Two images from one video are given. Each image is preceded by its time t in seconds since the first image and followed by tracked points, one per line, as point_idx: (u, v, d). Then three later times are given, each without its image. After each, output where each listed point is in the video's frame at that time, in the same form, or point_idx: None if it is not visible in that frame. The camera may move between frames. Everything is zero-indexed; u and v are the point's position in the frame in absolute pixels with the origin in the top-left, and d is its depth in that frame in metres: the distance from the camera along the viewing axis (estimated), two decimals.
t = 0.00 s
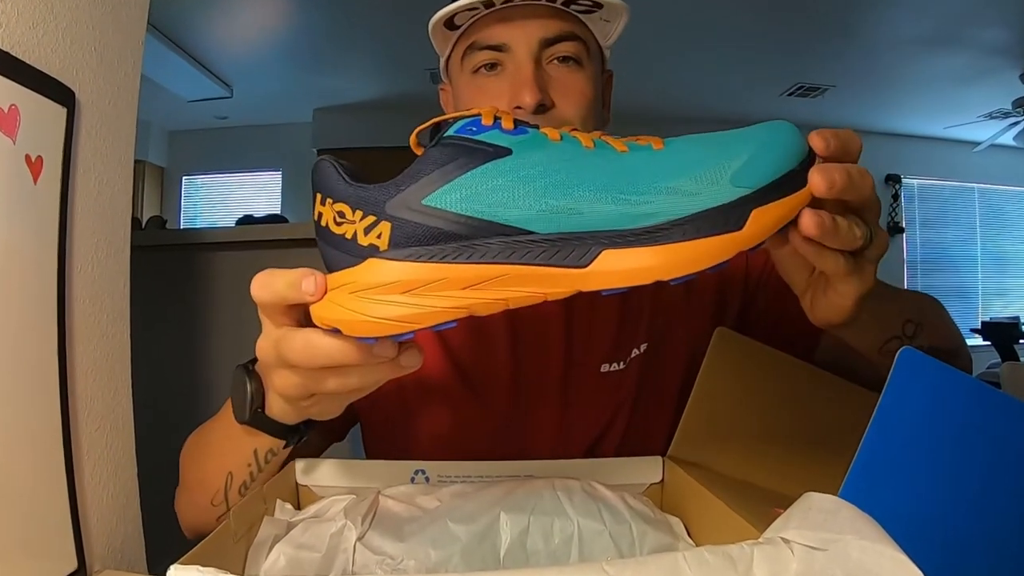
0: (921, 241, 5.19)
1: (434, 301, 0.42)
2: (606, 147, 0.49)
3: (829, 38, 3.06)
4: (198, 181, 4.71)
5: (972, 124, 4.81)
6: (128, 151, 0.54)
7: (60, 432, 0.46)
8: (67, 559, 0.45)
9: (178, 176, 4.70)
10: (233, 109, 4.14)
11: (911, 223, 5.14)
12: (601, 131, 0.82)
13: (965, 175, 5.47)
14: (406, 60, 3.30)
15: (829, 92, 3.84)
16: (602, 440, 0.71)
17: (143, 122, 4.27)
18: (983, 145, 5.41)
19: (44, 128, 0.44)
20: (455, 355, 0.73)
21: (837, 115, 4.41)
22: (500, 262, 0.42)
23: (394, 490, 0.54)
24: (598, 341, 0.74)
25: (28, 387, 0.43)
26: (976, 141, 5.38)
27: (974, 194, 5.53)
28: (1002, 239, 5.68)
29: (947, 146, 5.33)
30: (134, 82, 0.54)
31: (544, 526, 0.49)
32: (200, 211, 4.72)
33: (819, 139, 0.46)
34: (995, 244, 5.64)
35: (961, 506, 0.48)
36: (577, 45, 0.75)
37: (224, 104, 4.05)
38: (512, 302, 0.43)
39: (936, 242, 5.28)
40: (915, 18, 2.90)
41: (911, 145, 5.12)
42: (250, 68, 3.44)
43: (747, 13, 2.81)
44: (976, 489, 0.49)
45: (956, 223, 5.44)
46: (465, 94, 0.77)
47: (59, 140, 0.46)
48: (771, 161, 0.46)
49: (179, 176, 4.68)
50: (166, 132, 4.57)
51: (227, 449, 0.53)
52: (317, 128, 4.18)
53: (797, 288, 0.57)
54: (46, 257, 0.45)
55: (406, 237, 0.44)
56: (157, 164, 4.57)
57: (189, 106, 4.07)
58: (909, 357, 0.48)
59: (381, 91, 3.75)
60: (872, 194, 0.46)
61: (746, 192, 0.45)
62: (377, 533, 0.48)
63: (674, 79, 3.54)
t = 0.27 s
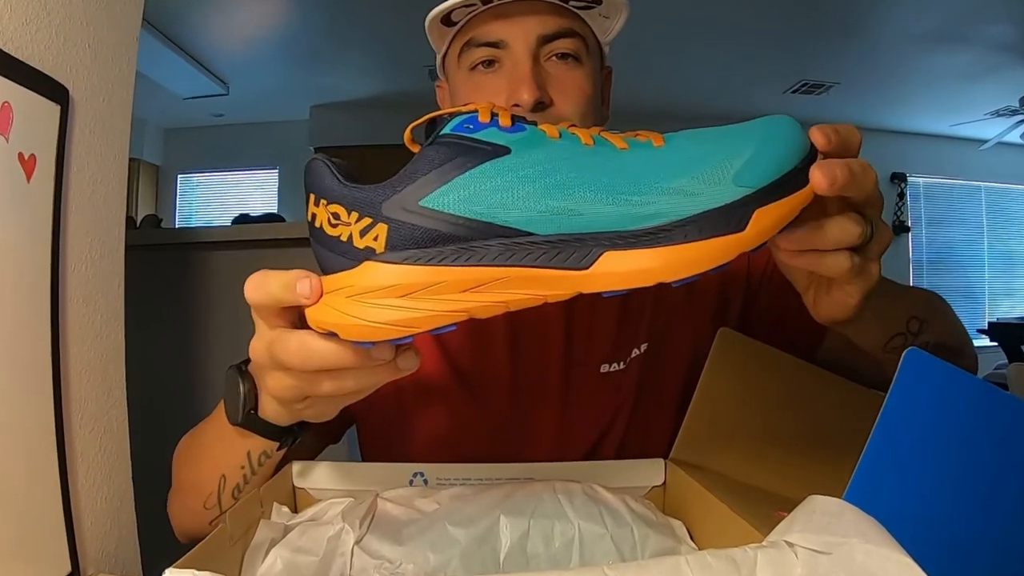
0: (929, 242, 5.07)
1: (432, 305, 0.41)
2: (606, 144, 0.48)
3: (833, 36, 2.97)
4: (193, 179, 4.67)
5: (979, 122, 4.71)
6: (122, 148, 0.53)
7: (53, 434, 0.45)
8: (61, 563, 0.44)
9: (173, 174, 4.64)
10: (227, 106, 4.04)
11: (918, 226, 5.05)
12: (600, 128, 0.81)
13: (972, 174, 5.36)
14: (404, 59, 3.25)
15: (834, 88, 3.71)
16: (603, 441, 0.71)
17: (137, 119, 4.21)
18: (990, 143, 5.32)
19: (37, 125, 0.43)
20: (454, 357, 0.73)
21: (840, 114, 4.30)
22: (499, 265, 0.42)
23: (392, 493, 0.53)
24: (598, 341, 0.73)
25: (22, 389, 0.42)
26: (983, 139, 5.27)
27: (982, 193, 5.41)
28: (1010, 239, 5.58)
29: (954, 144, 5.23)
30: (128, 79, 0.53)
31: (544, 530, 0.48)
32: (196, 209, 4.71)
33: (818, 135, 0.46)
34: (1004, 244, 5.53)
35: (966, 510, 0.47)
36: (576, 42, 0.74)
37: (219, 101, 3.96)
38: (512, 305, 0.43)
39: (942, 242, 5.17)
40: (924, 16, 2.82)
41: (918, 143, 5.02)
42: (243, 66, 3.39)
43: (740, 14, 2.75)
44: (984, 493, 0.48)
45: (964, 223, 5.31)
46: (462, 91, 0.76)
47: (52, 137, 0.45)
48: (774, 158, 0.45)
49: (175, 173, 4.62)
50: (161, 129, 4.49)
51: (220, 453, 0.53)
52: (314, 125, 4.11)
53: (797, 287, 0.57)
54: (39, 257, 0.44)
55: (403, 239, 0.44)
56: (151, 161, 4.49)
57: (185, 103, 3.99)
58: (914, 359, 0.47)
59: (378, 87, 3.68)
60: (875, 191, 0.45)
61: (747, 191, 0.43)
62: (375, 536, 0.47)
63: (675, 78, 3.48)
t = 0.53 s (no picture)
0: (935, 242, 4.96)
1: (433, 306, 0.40)
2: (607, 139, 0.47)
3: (846, 28, 2.84)
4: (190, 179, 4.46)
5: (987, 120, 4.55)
6: (115, 146, 0.52)
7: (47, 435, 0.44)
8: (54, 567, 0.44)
9: (168, 173, 4.40)
10: (220, 103, 3.80)
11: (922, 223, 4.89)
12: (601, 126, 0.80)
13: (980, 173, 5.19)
14: (402, 55, 3.01)
15: (838, 86, 3.62)
16: (605, 442, 0.70)
17: (130, 116, 3.98)
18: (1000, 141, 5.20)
19: (30, 122, 0.43)
20: (454, 358, 0.72)
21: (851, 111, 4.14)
22: (499, 265, 0.41)
23: (390, 497, 0.52)
24: (598, 342, 0.73)
25: (16, 390, 0.42)
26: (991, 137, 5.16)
27: (990, 191, 5.28)
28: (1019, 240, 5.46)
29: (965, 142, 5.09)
30: (122, 76, 0.53)
31: (545, 534, 0.48)
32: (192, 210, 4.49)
33: (823, 126, 0.46)
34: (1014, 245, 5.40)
35: (973, 514, 0.46)
36: (576, 39, 0.73)
37: (214, 99, 3.73)
38: (515, 305, 0.42)
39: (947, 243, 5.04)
40: (932, 11, 2.72)
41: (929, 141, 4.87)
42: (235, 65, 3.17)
43: (746, 9, 2.64)
44: (991, 495, 0.47)
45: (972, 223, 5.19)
46: (461, 89, 0.76)
47: (46, 134, 0.44)
48: (779, 152, 0.44)
49: (170, 172, 4.39)
50: (155, 126, 4.23)
51: (212, 453, 0.52)
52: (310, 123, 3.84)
53: (802, 285, 0.56)
54: (32, 256, 0.43)
55: (402, 239, 0.43)
56: (145, 160, 4.26)
57: (179, 101, 3.75)
58: (921, 359, 0.47)
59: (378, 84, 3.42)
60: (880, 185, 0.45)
61: (751, 188, 0.43)
62: (374, 539, 0.47)
63: (677, 77, 3.40)
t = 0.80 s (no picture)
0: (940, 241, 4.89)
1: (426, 307, 0.40)
2: (607, 136, 0.47)
3: (854, 19, 2.77)
4: (185, 178, 4.19)
5: (994, 117, 4.48)
6: (108, 145, 0.51)
7: (40, 437, 0.44)
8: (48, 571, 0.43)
9: (165, 171, 4.14)
10: (217, 100, 3.64)
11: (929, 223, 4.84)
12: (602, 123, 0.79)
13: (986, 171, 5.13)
14: (403, 49, 2.93)
15: (844, 83, 3.58)
16: (605, 445, 0.69)
17: (123, 114, 3.76)
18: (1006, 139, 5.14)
19: (23, 120, 0.42)
20: (452, 361, 0.71)
21: (858, 106, 4.03)
22: (495, 265, 0.40)
23: (389, 500, 0.52)
24: (599, 343, 0.72)
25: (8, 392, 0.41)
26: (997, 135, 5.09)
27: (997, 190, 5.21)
28: None
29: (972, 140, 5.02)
30: (115, 74, 0.52)
31: (546, 538, 0.47)
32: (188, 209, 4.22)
33: (831, 123, 0.46)
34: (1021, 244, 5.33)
35: (980, 518, 0.46)
36: (577, 35, 0.72)
37: (210, 96, 3.58)
38: (513, 306, 0.41)
39: (952, 242, 4.95)
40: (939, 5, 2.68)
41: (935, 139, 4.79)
42: (230, 63, 3.11)
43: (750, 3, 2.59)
44: (997, 499, 0.46)
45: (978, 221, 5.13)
46: (461, 85, 0.75)
47: (38, 133, 0.43)
48: (784, 149, 0.43)
49: (164, 171, 4.13)
50: (149, 123, 3.98)
51: (205, 455, 0.51)
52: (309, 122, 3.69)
53: (809, 283, 0.56)
54: (24, 256, 0.42)
55: (394, 238, 0.43)
56: (139, 159, 4.01)
57: (175, 99, 3.58)
58: (927, 361, 0.46)
59: (375, 83, 3.36)
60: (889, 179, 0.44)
61: (755, 186, 0.42)
62: (372, 543, 0.46)
63: (679, 74, 3.35)
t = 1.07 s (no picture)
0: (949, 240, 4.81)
1: (419, 306, 0.39)
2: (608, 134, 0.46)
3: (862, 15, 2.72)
4: (181, 175, 4.16)
5: (1003, 115, 4.39)
6: (101, 143, 0.51)
7: (33, 439, 0.43)
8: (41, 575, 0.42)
9: (159, 170, 4.10)
10: (213, 97, 3.58)
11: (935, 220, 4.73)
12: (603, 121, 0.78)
13: (996, 169, 5.02)
14: (401, 45, 2.87)
15: (851, 81, 3.52)
16: (605, 448, 0.68)
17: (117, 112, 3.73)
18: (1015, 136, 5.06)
19: (15, 118, 0.41)
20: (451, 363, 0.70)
21: (863, 104, 3.97)
22: (492, 264, 0.40)
23: (388, 503, 0.51)
24: (598, 344, 0.71)
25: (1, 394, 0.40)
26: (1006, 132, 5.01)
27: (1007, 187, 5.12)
28: None
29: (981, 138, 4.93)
30: (109, 71, 0.51)
31: (546, 542, 0.46)
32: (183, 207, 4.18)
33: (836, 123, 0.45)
34: None
35: (986, 519, 0.45)
36: (578, 32, 0.71)
37: (206, 93, 3.51)
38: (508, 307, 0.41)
39: (959, 241, 4.85)
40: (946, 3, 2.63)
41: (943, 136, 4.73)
42: (225, 60, 3.06)
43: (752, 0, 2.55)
44: (1003, 503, 0.45)
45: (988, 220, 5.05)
46: (460, 82, 0.74)
47: (31, 130, 0.43)
48: (788, 149, 0.42)
49: (159, 169, 4.09)
50: (145, 121, 3.95)
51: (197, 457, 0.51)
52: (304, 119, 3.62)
53: (814, 282, 0.55)
54: (16, 256, 0.42)
55: (387, 236, 0.42)
56: (134, 157, 3.97)
57: (168, 96, 3.53)
58: (933, 362, 0.45)
59: (370, 79, 3.32)
60: (896, 181, 0.43)
61: (760, 185, 0.41)
62: (370, 546, 0.45)
63: (682, 71, 3.30)
